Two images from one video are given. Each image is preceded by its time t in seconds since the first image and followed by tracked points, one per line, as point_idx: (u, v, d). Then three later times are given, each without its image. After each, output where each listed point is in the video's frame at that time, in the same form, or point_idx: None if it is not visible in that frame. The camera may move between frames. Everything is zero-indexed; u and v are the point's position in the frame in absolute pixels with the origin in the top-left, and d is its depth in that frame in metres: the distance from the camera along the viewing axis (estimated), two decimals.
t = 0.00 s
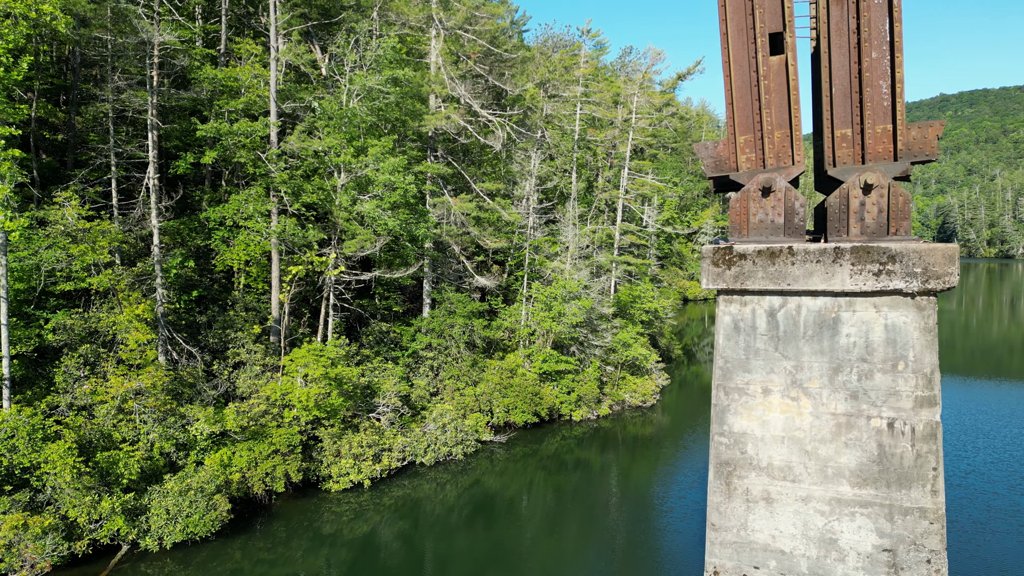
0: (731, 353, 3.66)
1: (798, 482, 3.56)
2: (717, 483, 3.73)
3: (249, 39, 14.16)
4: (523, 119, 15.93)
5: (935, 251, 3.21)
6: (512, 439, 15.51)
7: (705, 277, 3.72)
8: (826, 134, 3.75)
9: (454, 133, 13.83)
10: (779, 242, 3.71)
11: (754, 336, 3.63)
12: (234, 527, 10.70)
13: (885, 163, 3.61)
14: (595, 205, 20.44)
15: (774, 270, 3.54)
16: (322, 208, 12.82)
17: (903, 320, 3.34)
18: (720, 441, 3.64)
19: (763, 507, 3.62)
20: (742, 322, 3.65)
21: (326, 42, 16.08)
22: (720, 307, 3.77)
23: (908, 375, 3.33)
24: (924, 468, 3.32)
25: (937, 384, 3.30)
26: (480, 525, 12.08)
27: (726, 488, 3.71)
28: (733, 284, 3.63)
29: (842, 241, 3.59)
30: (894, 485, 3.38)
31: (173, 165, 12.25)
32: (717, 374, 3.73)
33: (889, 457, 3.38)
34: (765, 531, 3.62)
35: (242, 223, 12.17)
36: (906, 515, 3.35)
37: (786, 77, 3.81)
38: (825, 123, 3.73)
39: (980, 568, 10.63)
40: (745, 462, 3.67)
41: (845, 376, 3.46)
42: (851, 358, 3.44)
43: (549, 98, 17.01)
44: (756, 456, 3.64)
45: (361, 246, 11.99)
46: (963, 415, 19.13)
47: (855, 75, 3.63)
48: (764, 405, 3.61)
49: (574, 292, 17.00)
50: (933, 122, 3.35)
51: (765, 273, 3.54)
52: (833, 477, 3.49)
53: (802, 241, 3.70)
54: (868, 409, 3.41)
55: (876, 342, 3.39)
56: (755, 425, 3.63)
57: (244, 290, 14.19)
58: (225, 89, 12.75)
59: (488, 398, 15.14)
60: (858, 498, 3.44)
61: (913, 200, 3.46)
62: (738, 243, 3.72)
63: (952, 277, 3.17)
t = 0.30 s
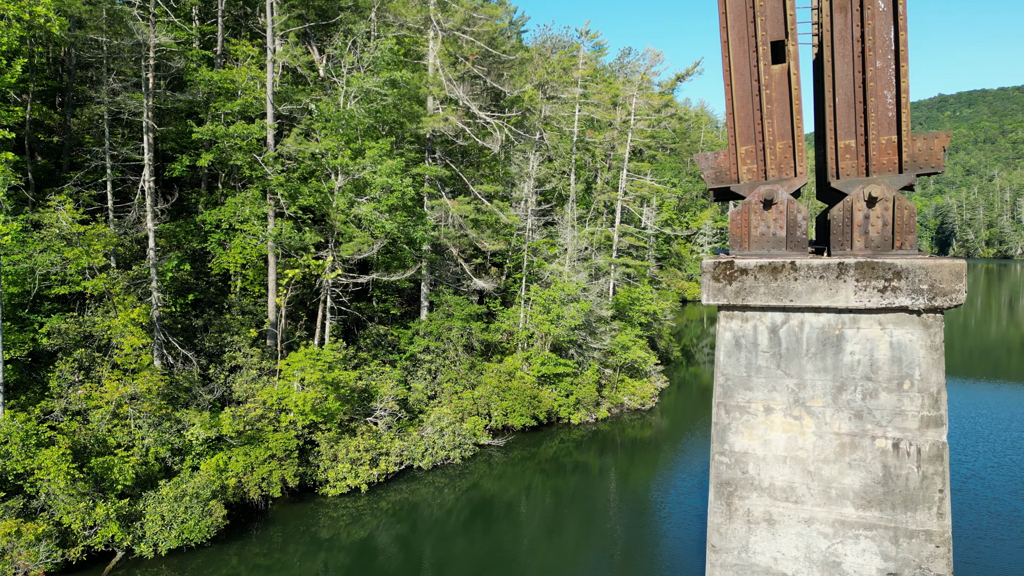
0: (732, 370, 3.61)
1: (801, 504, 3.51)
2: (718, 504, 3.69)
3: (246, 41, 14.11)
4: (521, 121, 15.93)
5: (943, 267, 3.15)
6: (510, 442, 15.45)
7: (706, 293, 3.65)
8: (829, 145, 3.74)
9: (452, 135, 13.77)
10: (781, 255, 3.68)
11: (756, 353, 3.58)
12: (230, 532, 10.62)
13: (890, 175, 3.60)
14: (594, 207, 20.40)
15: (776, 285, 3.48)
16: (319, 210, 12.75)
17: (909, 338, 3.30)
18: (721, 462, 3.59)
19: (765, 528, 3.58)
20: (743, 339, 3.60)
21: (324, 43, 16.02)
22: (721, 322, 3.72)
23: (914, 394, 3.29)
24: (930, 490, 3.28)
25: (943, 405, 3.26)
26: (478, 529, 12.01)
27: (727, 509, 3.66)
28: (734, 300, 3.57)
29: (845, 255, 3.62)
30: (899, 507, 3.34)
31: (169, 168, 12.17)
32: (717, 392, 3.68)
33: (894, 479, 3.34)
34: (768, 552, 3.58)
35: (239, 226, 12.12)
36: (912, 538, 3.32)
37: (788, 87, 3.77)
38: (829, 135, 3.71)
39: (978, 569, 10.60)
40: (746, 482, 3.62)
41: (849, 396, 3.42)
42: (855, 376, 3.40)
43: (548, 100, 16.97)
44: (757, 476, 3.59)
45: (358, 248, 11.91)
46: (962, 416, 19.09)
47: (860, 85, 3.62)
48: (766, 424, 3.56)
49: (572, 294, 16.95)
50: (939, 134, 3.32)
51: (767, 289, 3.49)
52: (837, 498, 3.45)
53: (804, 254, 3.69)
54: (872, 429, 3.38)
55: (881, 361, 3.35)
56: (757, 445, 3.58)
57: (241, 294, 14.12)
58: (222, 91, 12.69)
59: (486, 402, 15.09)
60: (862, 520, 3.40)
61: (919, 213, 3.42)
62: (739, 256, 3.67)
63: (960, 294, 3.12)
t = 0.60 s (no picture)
0: (727, 386, 3.60)
1: (795, 520, 3.51)
2: (712, 520, 3.68)
3: (241, 43, 14.08)
4: (518, 123, 15.96)
5: (938, 283, 3.18)
6: (507, 445, 15.44)
7: (700, 308, 3.63)
8: (824, 159, 3.76)
9: (448, 138, 13.77)
10: (776, 269, 3.71)
11: (750, 369, 3.58)
12: (225, 537, 10.59)
13: (885, 190, 3.61)
14: (591, 209, 20.41)
15: (771, 301, 3.49)
16: (315, 213, 12.72)
17: (904, 354, 3.30)
18: (716, 478, 3.59)
19: (759, 545, 3.58)
20: (737, 354, 3.60)
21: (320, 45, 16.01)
22: (716, 337, 3.71)
23: (909, 411, 3.30)
24: (925, 507, 3.29)
25: (938, 421, 3.27)
26: (475, 533, 11.98)
27: (721, 525, 3.66)
28: (729, 315, 3.57)
29: (840, 269, 3.63)
30: (894, 524, 3.35)
31: (164, 171, 12.13)
32: (712, 407, 3.68)
33: (889, 496, 3.35)
34: (762, 568, 3.58)
35: (234, 229, 12.09)
36: (906, 555, 3.33)
37: (783, 100, 3.77)
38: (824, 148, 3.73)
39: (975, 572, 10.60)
40: (741, 498, 3.62)
41: (844, 412, 3.42)
42: (850, 393, 3.40)
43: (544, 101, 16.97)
44: (752, 492, 3.59)
45: (354, 252, 11.87)
46: (958, 418, 19.12)
47: (855, 98, 3.64)
48: (761, 440, 3.56)
49: (569, 297, 16.95)
50: (934, 148, 3.34)
51: (761, 305, 3.49)
52: (832, 515, 3.45)
53: (799, 269, 3.71)
54: (867, 445, 3.38)
55: (875, 377, 3.35)
56: (751, 461, 3.58)
57: (236, 297, 14.09)
58: (217, 94, 12.66)
59: (483, 404, 15.08)
60: (858, 537, 3.41)
61: (913, 228, 3.48)
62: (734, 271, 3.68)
63: (955, 311, 3.14)
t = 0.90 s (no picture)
0: (719, 400, 3.62)
1: (786, 534, 3.53)
2: (704, 533, 3.70)
3: (237, 46, 14.08)
4: (514, 125, 16.01)
5: (928, 299, 3.21)
6: (503, 448, 15.46)
7: (692, 322, 3.65)
8: (816, 172, 3.78)
9: (444, 140, 13.77)
10: (768, 283, 3.74)
11: (742, 383, 3.60)
12: (221, 541, 10.58)
13: (876, 204, 3.63)
14: (587, 210, 20.44)
15: (762, 315, 3.51)
16: (311, 216, 12.72)
17: (894, 369, 3.33)
18: (708, 491, 3.61)
19: (751, 558, 3.60)
20: (729, 368, 3.62)
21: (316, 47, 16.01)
22: (708, 350, 3.73)
23: (900, 426, 3.32)
24: (915, 522, 3.31)
25: (928, 436, 3.29)
26: (471, 535, 11.99)
27: (713, 538, 3.68)
28: (721, 329, 3.59)
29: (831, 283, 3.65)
30: (885, 538, 3.37)
31: (159, 174, 12.11)
32: (704, 421, 3.70)
33: (880, 510, 3.37)
34: None
35: (230, 232, 12.08)
36: (897, 569, 3.35)
37: (775, 114, 3.79)
38: (816, 162, 3.76)
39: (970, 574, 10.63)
40: (733, 512, 3.64)
41: (835, 426, 3.44)
42: (841, 407, 3.42)
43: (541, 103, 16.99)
44: (744, 506, 3.60)
45: (350, 255, 11.86)
46: (953, 419, 19.17)
47: (846, 112, 3.66)
48: (752, 454, 3.58)
49: (566, 299, 16.96)
50: (925, 163, 3.37)
51: (753, 319, 3.51)
52: (823, 529, 3.47)
53: (791, 283, 3.74)
54: (858, 460, 3.40)
55: (866, 392, 3.38)
56: (743, 474, 3.60)
57: (232, 300, 14.09)
58: (213, 96, 12.64)
59: (480, 407, 15.10)
60: (849, 551, 3.43)
61: (903, 242, 3.52)
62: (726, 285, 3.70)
63: (944, 327, 3.17)
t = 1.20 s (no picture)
0: (710, 414, 3.66)
1: (777, 548, 3.56)
2: (696, 546, 3.73)
3: (233, 49, 14.09)
4: (511, 127, 16.06)
5: (916, 316, 3.25)
6: (499, 450, 15.48)
7: (683, 336, 3.69)
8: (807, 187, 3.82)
9: (440, 143, 13.80)
10: (759, 297, 3.77)
11: (733, 398, 3.63)
12: (216, 545, 10.57)
13: (866, 220, 3.66)
14: (583, 212, 20.48)
15: (752, 330, 3.54)
16: (307, 219, 12.73)
17: (883, 385, 3.35)
18: (699, 505, 3.64)
19: (742, 571, 3.63)
20: (720, 382, 3.65)
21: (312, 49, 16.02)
22: (699, 364, 3.76)
23: (889, 441, 3.35)
24: (904, 536, 3.33)
25: (917, 451, 3.32)
26: (467, 539, 12.01)
27: (705, 551, 3.71)
28: (712, 344, 3.63)
29: (821, 297, 3.70)
30: (874, 552, 3.40)
31: (154, 177, 12.09)
32: (696, 435, 3.73)
33: (870, 525, 3.39)
34: None
35: (225, 236, 12.07)
36: None
37: (765, 129, 3.82)
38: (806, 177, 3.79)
39: None
40: (724, 525, 3.66)
41: (825, 441, 3.47)
42: (831, 422, 3.45)
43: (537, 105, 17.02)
44: (735, 519, 3.63)
45: (346, 258, 11.86)
46: (948, 421, 19.28)
47: (836, 128, 3.69)
48: (743, 468, 3.61)
49: (562, 301, 16.99)
50: (914, 179, 3.40)
51: (743, 334, 3.55)
52: (813, 543, 3.50)
53: (781, 296, 3.78)
54: (848, 474, 3.42)
55: (856, 407, 3.41)
56: (734, 488, 3.63)
57: (228, 303, 14.09)
58: (208, 99, 12.62)
59: (476, 409, 15.12)
60: (838, 565, 3.46)
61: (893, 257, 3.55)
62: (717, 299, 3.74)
63: (933, 343, 3.20)
